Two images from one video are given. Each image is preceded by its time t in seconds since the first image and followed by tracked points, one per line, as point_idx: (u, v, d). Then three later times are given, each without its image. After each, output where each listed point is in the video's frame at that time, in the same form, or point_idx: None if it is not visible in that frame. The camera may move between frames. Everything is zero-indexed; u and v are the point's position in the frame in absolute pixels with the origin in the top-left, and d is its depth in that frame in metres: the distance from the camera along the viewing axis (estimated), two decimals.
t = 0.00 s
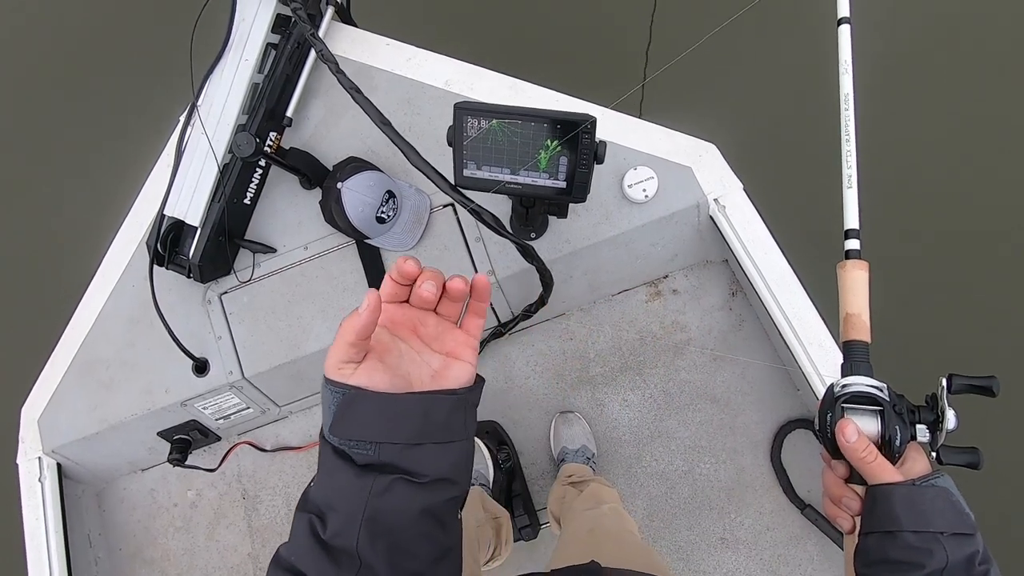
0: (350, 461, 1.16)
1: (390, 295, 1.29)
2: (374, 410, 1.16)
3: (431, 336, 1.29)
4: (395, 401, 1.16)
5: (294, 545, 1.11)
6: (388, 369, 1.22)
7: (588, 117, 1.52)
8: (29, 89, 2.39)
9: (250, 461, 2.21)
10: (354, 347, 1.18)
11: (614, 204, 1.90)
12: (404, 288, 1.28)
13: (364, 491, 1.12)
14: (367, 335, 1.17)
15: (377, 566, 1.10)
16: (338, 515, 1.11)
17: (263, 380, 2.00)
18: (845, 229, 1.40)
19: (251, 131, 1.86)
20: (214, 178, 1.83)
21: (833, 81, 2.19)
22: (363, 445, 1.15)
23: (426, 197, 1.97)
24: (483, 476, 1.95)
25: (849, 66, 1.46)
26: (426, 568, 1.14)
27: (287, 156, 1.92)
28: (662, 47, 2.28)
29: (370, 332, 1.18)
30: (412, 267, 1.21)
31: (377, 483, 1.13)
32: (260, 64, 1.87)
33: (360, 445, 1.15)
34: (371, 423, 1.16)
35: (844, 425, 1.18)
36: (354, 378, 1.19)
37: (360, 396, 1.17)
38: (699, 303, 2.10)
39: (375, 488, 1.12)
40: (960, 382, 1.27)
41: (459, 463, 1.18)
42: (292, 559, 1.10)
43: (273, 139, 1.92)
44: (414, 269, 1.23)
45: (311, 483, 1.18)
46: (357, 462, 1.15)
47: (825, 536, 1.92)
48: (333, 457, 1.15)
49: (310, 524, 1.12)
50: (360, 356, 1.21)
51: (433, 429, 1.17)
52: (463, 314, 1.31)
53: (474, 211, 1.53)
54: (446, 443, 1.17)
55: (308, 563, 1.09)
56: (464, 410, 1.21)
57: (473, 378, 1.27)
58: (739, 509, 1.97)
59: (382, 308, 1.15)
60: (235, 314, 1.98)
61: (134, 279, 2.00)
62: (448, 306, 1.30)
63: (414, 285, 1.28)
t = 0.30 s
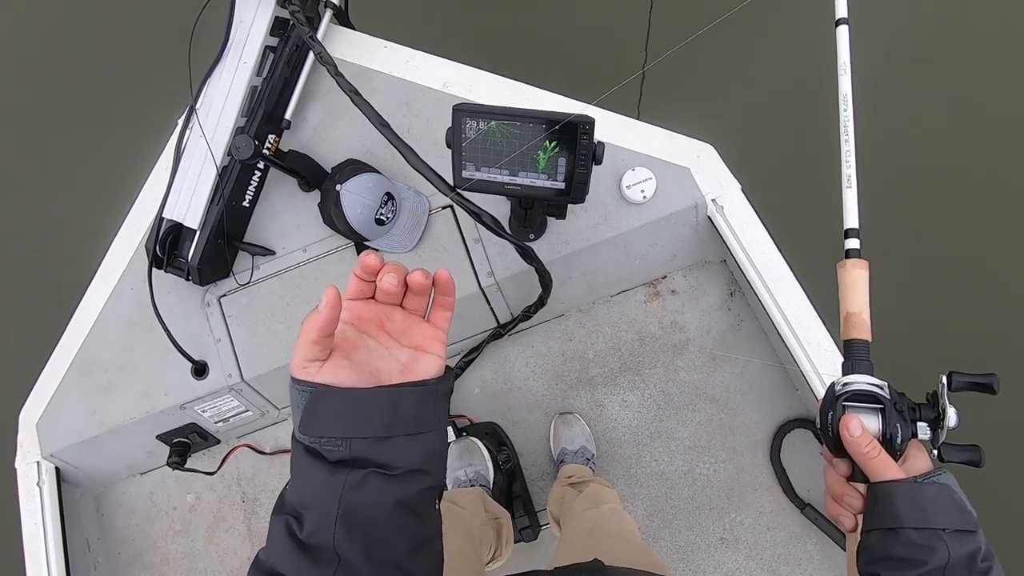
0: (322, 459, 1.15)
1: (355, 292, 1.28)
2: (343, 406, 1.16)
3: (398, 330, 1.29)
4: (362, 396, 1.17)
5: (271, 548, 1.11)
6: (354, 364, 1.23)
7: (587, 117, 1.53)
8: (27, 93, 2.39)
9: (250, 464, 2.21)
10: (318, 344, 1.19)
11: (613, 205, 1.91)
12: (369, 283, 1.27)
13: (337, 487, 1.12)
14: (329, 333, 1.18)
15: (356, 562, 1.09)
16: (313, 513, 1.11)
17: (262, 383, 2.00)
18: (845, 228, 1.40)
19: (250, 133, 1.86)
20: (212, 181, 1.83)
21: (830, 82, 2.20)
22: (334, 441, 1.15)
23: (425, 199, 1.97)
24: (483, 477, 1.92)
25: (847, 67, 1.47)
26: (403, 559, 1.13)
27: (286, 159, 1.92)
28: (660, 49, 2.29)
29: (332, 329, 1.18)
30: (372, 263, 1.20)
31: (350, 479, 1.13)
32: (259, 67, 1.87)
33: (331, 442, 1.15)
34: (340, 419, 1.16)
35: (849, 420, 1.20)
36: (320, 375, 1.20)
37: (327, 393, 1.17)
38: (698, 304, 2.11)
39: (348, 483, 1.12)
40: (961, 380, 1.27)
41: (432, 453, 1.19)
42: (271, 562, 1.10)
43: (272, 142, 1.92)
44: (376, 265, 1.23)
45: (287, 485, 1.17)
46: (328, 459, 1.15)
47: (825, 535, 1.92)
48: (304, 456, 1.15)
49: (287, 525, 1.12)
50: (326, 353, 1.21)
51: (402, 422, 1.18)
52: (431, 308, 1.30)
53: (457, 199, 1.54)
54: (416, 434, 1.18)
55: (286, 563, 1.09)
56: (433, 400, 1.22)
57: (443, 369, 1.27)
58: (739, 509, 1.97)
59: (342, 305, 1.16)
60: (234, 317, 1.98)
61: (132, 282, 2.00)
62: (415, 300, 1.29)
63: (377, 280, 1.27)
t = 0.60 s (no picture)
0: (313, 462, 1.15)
1: (340, 292, 1.28)
2: (331, 408, 1.16)
3: (385, 331, 1.28)
4: (351, 396, 1.17)
5: (265, 552, 1.11)
6: (341, 366, 1.23)
7: (586, 118, 1.54)
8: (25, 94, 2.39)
9: (248, 466, 2.20)
10: (303, 347, 1.19)
11: (611, 206, 1.91)
12: (354, 283, 1.27)
13: (329, 489, 1.12)
14: (313, 335, 1.18)
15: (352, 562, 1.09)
16: (306, 515, 1.11)
17: (260, 384, 1.99)
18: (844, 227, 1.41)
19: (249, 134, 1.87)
20: (212, 182, 1.83)
21: (827, 83, 2.22)
22: (324, 443, 1.15)
23: (425, 200, 1.97)
24: (493, 478, 1.94)
25: (844, 67, 1.48)
26: (401, 557, 1.14)
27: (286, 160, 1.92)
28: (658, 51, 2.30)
29: (316, 331, 1.18)
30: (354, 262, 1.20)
31: (342, 481, 1.12)
32: (258, 69, 1.88)
33: (321, 444, 1.15)
34: (329, 421, 1.15)
35: (853, 416, 1.20)
36: (306, 378, 1.20)
37: (314, 395, 1.17)
38: (696, 304, 2.12)
39: (339, 485, 1.12)
40: (960, 375, 1.28)
41: (423, 451, 1.19)
42: (266, 566, 1.10)
43: (270, 143, 1.92)
44: (360, 264, 1.22)
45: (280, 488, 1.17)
46: (319, 462, 1.15)
47: (825, 535, 1.93)
48: (295, 459, 1.15)
49: (280, 529, 1.12)
50: (311, 355, 1.21)
51: (392, 421, 1.17)
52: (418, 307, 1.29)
53: (451, 198, 1.53)
54: (406, 433, 1.18)
55: (281, 567, 1.09)
56: (422, 399, 1.22)
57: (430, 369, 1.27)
58: (738, 510, 1.98)
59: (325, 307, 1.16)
60: (232, 318, 1.97)
61: (130, 283, 2.00)
62: (401, 300, 1.29)
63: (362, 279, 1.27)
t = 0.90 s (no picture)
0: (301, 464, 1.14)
1: (328, 294, 1.27)
2: (320, 409, 1.16)
3: (374, 332, 1.28)
4: (340, 399, 1.16)
5: (255, 556, 1.10)
6: (329, 367, 1.22)
7: (586, 119, 1.55)
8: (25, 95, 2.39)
9: (245, 468, 2.19)
10: (290, 348, 1.18)
11: (610, 208, 1.92)
12: (342, 285, 1.26)
13: (318, 492, 1.11)
14: (301, 336, 1.17)
15: (341, 563, 1.09)
16: (296, 519, 1.10)
17: (258, 385, 1.99)
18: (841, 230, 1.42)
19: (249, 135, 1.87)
20: (211, 182, 1.83)
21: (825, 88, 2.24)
22: (312, 445, 1.14)
23: (424, 201, 1.97)
24: (492, 478, 1.94)
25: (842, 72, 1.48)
26: (390, 558, 1.13)
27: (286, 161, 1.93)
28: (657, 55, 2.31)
29: (304, 332, 1.17)
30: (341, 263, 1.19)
31: (331, 483, 1.12)
32: (258, 70, 1.88)
33: (310, 446, 1.14)
34: (319, 423, 1.15)
35: (849, 418, 1.21)
36: (294, 380, 1.19)
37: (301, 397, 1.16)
38: (694, 306, 2.12)
39: (328, 487, 1.12)
40: (957, 378, 1.28)
41: (413, 452, 1.19)
42: (255, 570, 1.09)
43: (270, 144, 1.93)
44: (347, 265, 1.22)
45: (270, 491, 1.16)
46: (308, 464, 1.14)
47: (822, 537, 1.93)
48: (283, 462, 1.14)
49: (270, 533, 1.11)
50: (299, 357, 1.20)
51: (379, 422, 1.17)
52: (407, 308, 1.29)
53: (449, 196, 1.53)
54: (394, 434, 1.17)
55: (270, 570, 1.08)
56: (412, 399, 1.21)
57: (420, 370, 1.26)
58: (736, 511, 1.98)
59: (312, 308, 1.15)
60: (231, 318, 1.97)
61: (129, 283, 1.99)
62: (390, 301, 1.28)
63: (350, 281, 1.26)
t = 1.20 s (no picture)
0: (281, 466, 1.14)
1: (303, 295, 1.28)
2: (297, 410, 1.15)
3: (351, 331, 1.28)
4: (317, 399, 1.16)
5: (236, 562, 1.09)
6: (305, 368, 1.23)
7: (583, 121, 1.55)
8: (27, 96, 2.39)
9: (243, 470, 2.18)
10: (264, 351, 1.19)
11: (608, 210, 1.93)
12: (316, 285, 1.27)
13: (298, 494, 1.11)
14: (274, 339, 1.17)
15: (324, 563, 1.08)
16: (277, 522, 1.10)
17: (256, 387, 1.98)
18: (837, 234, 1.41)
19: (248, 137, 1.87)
20: (210, 184, 1.83)
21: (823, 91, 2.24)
22: (291, 447, 1.14)
23: (423, 203, 1.97)
24: (491, 480, 1.95)
25: (840, 76, 1.47)
26: (375, 557, 1.12)
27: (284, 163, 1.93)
28: (657, 58, 2.32)
29: (277, 334, 1.18)
30: (312, 264, 1.19)
31: (311, 484, 1.12)
32: (257, 72, 1.88)
33: (288, 448, 1.14)
34: (295, 425, 1.15)
35: (844, 421, 1.21)
36: (270, 382, 1.20)
37: (277, 399, 1.16)
38: (693, 308, 2.12)
39: (308, 488, 1.11)
40: (952, 383, 1.28)
41: (393, 449, 1.19)
42: None
43: (268, 146, 1.93)
44: (320, 266, 1.21)
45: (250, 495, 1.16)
46: (286, 466, 1.14)
47: (821, 539, 1.93)
48: (262, 465, 1.14)
49: (250, 537, 1.10)
50: (274, 359, 1.21)
51: (359, 422, 1.17)
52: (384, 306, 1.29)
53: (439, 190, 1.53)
54: (374, 433, 1.17)
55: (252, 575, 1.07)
56: (390, 397, 1.21)
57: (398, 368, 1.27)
58: (734, 513, 1.99)
59: (284, 309, 1.15)
60: (229, 320, 1.97)
61: (127, 285, 1.99)
62: (366, 300, 1.29)
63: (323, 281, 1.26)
